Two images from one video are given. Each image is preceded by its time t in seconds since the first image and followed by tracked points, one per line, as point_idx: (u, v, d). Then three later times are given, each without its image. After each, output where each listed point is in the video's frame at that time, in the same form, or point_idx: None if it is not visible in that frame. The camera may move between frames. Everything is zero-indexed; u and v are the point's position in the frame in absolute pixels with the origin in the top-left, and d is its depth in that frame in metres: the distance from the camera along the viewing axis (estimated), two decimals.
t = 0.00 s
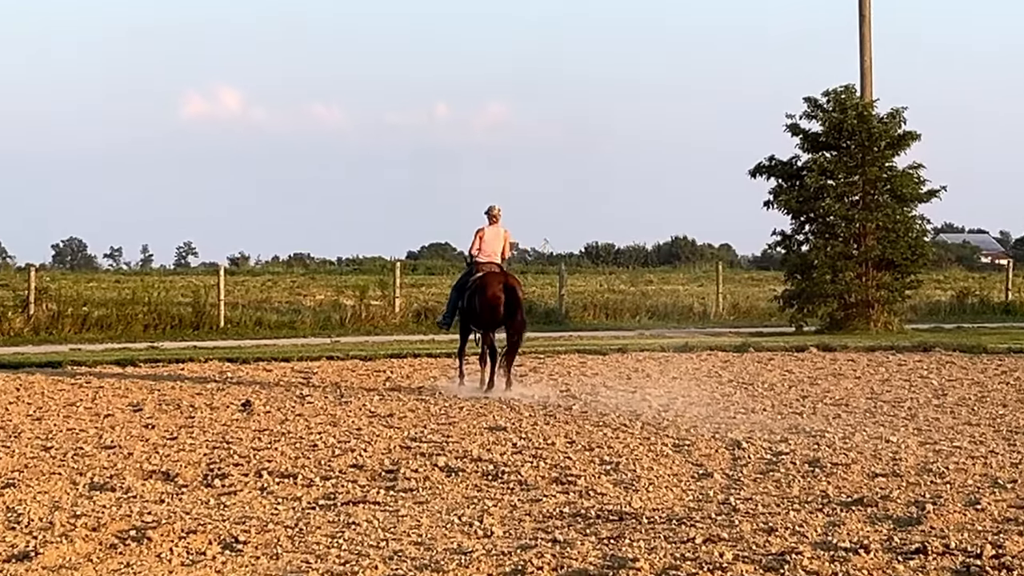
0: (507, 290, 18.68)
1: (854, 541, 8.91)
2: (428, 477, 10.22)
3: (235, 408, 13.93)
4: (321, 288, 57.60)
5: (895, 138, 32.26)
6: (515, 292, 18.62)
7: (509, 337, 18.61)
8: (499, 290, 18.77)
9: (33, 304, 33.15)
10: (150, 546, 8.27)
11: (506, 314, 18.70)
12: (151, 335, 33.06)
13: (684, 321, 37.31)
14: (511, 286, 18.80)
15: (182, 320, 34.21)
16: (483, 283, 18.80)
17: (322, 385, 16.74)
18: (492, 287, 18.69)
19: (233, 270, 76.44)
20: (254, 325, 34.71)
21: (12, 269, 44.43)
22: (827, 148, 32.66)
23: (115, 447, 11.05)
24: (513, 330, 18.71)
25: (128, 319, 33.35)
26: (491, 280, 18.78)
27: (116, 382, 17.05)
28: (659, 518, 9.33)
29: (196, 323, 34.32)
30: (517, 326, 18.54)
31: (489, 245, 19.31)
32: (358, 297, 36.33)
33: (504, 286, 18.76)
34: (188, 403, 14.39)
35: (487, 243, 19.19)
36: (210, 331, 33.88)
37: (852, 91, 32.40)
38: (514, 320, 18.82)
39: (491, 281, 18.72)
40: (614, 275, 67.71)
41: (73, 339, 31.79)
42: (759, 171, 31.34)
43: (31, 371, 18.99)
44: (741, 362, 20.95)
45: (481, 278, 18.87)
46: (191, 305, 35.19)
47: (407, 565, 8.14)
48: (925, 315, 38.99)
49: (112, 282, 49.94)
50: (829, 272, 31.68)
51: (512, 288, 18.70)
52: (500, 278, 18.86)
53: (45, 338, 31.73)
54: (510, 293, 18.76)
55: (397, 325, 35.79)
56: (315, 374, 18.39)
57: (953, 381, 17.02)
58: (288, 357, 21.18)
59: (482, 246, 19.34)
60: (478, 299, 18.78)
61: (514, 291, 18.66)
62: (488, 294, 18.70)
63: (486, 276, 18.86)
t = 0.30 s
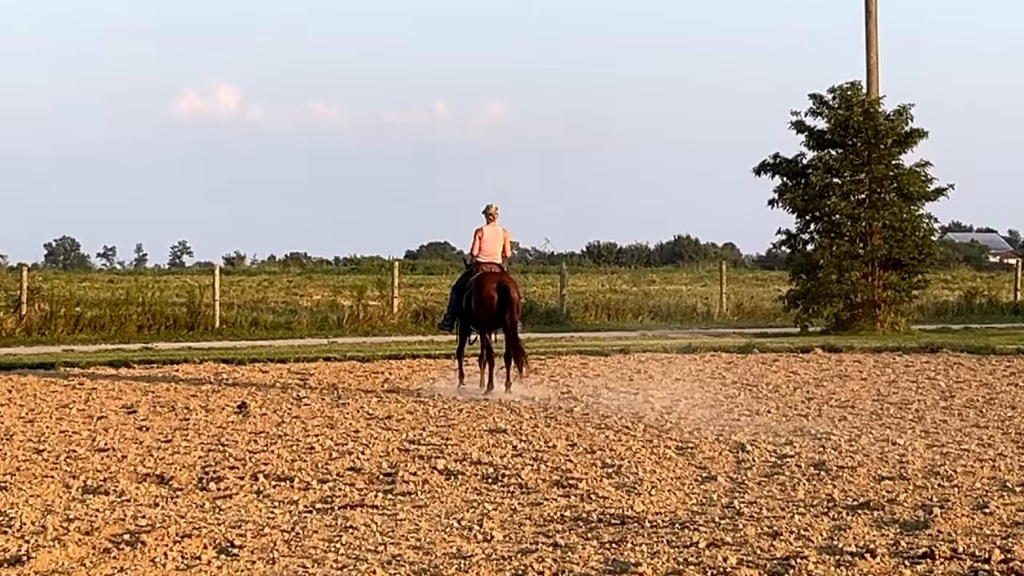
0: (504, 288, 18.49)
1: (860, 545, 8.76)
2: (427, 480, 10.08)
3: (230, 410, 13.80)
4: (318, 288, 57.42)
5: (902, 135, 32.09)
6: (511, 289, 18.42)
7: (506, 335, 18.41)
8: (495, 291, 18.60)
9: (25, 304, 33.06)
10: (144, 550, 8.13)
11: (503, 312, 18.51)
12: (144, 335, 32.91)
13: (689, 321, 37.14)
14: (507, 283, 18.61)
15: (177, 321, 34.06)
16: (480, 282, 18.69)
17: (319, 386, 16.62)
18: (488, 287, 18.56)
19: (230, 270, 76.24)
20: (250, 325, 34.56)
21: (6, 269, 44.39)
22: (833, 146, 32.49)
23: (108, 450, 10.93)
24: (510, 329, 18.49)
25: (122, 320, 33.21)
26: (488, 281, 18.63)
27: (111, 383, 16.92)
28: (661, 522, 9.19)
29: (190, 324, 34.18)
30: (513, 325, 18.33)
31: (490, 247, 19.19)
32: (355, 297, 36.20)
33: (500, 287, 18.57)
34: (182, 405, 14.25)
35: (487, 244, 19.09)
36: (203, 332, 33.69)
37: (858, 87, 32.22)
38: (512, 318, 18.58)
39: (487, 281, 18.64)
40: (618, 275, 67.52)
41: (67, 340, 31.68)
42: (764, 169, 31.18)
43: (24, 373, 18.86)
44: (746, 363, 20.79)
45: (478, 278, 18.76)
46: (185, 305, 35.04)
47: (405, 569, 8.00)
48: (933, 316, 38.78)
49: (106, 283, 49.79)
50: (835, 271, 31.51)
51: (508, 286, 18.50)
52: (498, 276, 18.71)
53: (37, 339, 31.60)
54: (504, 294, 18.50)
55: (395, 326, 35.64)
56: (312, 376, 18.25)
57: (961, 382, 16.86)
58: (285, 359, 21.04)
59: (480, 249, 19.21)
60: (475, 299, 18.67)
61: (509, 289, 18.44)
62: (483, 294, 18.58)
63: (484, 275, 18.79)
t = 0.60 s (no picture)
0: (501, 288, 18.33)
1: (867, 549, 8.60)
2: (426, 483, 9.94)
3: (226, 412, 13.66)
4: (314, 288, 57.21)
5: (909, 133, 31.89)
6: (508, 288, 18.25)
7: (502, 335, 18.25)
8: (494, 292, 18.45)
9: (17, 305, 32.95)
10: (138, 554, 7.99)
11: (499, 311, 18.35)
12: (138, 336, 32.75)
13: (692, 322, 36.97)
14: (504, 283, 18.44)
15: (171, 321, 33.91)
16: (477, 281, 18.56)
17: (316, 388, 16.47)
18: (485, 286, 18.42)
19: (225, 270, 75.97)
20: (245, 326, 34.40)
21: None
22: (838, 143, 32.32)
23: (101, 452, 10.79)
24: (507, 328, 18.32)
25: (115, 320, 33.07)
26: (485, 281, 18.49)
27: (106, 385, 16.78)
28: (664, 526, 9.04)
29: (185, 324, 34.03)
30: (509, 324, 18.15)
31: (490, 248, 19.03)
32: (353, 298, 36.05)
33: (498, 286, 18.41)
34: (176, 407, 14.11)
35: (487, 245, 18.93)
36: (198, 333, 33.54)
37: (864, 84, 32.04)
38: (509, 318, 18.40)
39: (485, 280, 18.51)
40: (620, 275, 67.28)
41: (59, 341, 31.56)
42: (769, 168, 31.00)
43: (16, 374, 18.72)
44: (750, 365, 20.62)
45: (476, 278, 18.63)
46: (180, 306, 34.90)
47: (403, 573, 7.85)
48: (939, 316, 38.58)
49: (101, 283, 49.60)
50: (841, 271, 31.34)
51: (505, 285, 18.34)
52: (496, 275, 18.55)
53: (29, 340, 31.46)
54: (501, 293, 18.31)
55: (392, 327, 35.51)
56: (309, 377, 18.11)
57: (969, 384, 16.68)
58: (281, 360, 20.90)
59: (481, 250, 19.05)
60: (472, 299, 18.54)
61: (505, 288, 18.27)
62: (480, 294, 18.45)
63: (484, 275, 18.68)
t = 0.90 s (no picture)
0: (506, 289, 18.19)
1: (873, 554, 8.45)
2: (425, 487, 9.80)
3: (221, 414, 13.53)
4: (309, 288, 57.05)
5: (916, 130, 31.65)
6: (514, 289, 18.11)
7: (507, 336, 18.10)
8: (498, 293, 18.29)
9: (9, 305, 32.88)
10: (130, 559, 7.86)
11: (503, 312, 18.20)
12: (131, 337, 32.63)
13: (696, 322, 36.80)
14: (509, 283, 18.30)
15: (165, 321, 33.77)
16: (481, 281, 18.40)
17: (312, 390, 16.34)
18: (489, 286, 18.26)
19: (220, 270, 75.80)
20: (241, 326, 34.26)
21: None
22: (844, 141, 32.16)
23: (95, 455, 10.67)
24: (512, 329, 18.18)
25: (107, 321, 33.00)
26: (489, 281, 18.34)
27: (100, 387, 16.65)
28: (667, 530, 8.90)
29: (179, 324, 33.90)
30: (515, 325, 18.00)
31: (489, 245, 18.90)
32: (350, 299, 35.95)
33: (503, 287, 18.27)
34: (170, 410, 13.98)
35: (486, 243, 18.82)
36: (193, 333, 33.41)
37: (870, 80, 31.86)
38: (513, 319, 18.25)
39: (489, 282, 18.39)
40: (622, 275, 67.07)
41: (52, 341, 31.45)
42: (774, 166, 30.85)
43: (10, 376, 18.63)
44: (754, 366, 20.46)
45: (479, 278, 18.47)
46: (174, 306, 34.79)
47: None
48: (945, 317, 38.40)
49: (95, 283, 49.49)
50: (847, 270, 31.17)
51: (510, 286, 18.19)
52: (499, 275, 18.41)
53: (20, 341, 31.36)
54: (506, 294, 18.17)
55: (390, 328, 35.40)
56: (305, 379, 17.97)
57: (977, 386, 16.51)
58: (278, 361, 20.76)
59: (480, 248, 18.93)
60: (476, 300, 18.39)
61: (511, 289, 18.12)
62: (484, 294, 18.30)
63: (485, 275, 18.57)
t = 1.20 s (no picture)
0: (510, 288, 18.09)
1: (881, 558, 8.29)
2: (424, 490, 9.66)
3: (216, 417, 13.39)
4: (304, 288, 56.90)
5: (922, 128, 31.52)
6: (517, 289, 18.02)
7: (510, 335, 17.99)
8: (501, 293, 18.18)
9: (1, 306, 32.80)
10: (122, 564, 7.73)
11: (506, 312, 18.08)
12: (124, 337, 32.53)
13: (699, 322, 36.65)
14: (512, 284, 18.20)
15: (159, 322, 33.65)
16: (483, 282, 18.29)
17: (309, 392, 16.21)
18: (492, 286, 18.15)
19: (215, 270, 75.65)
20: (236, 327, 34.14)
21: None
22: (850, 139, 32.02)
23: (88, 458, 10.54)
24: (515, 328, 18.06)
25: (100, 321, 32.94)
26: (492, 281, 18.22)
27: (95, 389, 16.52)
28: (669, 534, 8.76)
29: (174, 324, 33.78)
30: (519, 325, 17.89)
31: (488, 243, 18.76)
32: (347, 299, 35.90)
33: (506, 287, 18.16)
34: (164, 411, 13.84)
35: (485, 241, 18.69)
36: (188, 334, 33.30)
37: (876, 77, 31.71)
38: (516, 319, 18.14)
39: (491, 282, 18.28)
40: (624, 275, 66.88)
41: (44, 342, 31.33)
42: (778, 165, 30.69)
43: (4, 377, 18.50)
44: (759, 367, 20.30)
45: (481, 279, 18.35)
46: (169, 306, 34.68)
47: None
48: (952, 317, 38.20)
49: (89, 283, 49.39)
50: (853, 270, 31.00)
51: (513, 286, 18.09)
52: (502, 275, 18.30)
53: (12, 342, 31.26)
54: (510, 294, 18.07)
55: (388, 328, 35.26)
56: (302, 381, 17.85)
57: (985, 388, 16.34)
58: (274, 363, 20.62)
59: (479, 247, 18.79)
60: (478, 300, 18.26)
61: (515, 289, 18.03)
62: (487, 294, 18.18)
63: (488, 275, 18.43)
